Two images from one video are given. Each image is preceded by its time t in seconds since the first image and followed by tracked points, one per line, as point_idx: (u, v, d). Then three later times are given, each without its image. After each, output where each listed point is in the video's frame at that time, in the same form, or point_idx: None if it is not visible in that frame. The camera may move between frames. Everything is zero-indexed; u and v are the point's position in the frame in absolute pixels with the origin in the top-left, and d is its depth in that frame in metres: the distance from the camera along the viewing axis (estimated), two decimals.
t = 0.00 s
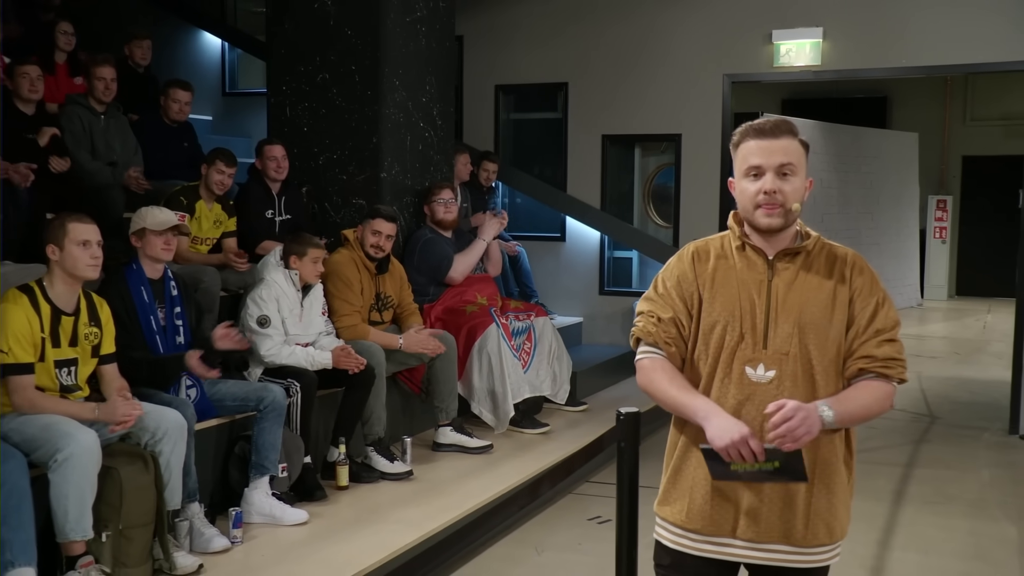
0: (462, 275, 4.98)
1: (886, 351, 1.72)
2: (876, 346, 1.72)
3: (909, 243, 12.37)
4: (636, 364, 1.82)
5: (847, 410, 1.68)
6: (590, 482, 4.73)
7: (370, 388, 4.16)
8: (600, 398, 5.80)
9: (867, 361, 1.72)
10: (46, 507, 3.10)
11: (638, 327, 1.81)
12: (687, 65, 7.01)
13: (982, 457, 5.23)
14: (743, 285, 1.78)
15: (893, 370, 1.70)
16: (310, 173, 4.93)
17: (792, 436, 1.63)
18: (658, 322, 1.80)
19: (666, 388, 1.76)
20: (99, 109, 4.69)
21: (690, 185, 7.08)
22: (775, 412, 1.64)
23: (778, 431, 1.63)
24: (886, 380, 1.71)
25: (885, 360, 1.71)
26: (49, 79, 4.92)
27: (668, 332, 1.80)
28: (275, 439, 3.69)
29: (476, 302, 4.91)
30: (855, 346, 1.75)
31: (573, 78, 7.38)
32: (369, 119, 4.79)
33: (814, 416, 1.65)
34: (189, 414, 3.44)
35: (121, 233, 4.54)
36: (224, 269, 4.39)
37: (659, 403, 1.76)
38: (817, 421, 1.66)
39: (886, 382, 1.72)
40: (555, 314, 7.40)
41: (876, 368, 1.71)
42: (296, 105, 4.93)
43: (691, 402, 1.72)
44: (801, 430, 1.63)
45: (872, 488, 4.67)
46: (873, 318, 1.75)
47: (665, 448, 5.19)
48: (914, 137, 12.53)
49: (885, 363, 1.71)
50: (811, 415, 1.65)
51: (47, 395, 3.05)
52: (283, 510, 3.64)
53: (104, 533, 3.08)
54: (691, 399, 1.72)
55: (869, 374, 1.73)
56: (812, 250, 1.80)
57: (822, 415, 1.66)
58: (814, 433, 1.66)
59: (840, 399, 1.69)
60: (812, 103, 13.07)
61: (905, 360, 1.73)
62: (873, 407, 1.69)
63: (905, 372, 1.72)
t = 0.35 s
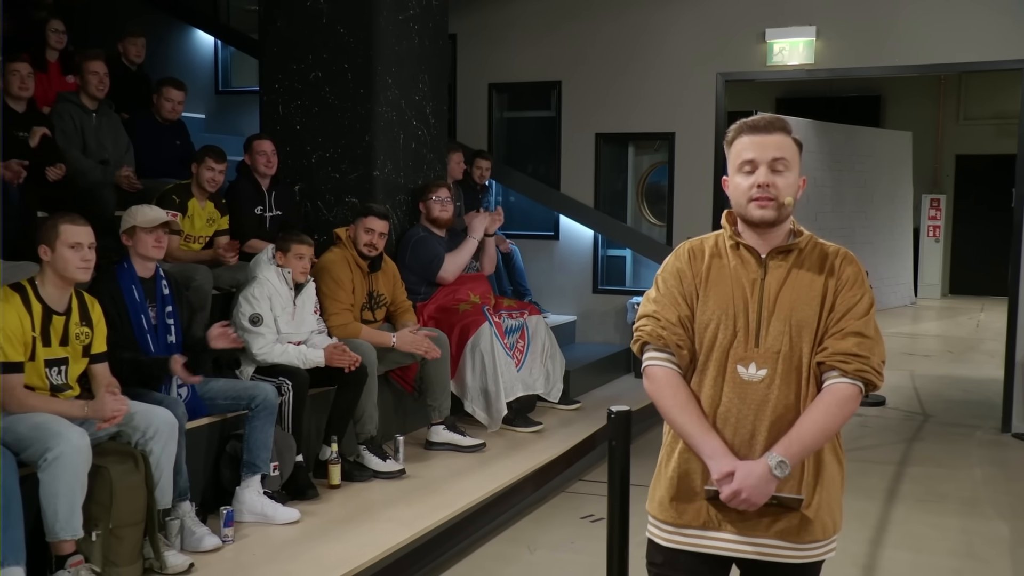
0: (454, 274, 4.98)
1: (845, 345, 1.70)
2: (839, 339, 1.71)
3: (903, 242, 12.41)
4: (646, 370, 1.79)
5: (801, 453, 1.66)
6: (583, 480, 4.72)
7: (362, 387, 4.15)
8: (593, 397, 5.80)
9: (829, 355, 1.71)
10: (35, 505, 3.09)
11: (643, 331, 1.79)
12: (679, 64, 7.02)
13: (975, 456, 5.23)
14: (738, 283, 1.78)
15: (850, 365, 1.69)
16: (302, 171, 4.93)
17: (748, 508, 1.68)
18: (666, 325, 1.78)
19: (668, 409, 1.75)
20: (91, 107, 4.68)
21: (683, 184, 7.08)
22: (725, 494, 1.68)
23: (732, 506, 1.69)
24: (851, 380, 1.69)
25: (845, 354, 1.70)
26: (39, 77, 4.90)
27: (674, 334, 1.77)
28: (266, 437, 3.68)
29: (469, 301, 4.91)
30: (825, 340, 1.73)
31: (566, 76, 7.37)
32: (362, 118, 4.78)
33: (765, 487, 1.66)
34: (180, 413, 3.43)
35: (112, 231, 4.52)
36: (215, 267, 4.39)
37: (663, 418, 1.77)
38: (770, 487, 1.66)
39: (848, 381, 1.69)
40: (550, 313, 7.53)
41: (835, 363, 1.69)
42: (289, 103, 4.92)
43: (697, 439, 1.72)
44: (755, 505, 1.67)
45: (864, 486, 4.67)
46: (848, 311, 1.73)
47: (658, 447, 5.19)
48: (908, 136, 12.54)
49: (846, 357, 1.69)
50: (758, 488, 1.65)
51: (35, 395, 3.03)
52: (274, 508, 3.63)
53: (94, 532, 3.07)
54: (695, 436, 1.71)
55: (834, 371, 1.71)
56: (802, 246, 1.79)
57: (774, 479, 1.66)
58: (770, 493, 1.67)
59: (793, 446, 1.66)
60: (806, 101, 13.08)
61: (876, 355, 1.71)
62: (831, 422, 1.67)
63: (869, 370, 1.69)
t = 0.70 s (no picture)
0: (452, 269, 4.98)
1: (851, 346, 1.69)
2: (844, 340, 1.70)
3: (900, 239, 12.41)
4: (642, 366, 1.80)
5: (800, 447, 1.65)
6: (579, 476, 4.72)
7: (357, 382, 4.14)
8: (589, 393, 5.79)
9: (832, 354, 1.70)
10: (28, 500, 3.07)
11: (637, 327, 1.79)
12: (677, 60, 7.00)
13: (971, 453, 5.23)
14: (733, 279, 1.77)
15: (855, 367, 1.67)
16: (299, 166, 4.91)
17: (742, 497, 1.68)
18: (657, 321, 1.78)
19: (663, 403, 1.75)
20: (85, 100, 4.66)
21: (681, 180, 7.06)
22: (719, 482, 1.68)
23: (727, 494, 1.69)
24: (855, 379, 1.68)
25: (851, 356, 1.68)
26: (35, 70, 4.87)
27: (667, 329, 1.77)
28: (262, 432, 3.67)
29: (466, 296, 4.92)
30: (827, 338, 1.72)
31: (564, 72, 7.35)
32: (359, 112, 4.77)
33: (761, 478, 1.65)
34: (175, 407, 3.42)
35: (108, 225, 4.51)
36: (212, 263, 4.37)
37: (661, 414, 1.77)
38: (765, 478, 1.65)
39: (853, 382, 1.68)
40: (546, 308, 7.52)
41: (840, 363, 1.68)
42: (285, 97, 4.90)
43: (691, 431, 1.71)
44: (749, 495, 1.66)
45: (861, 483, 4.67)
46: (851, 311, 1.72)
47: (654, 443, 5.19)
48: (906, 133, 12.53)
49: (850, 357, 1.68)
50: (755, 479, 1.65)
51: (30, 389, 3.01)
52: (269, 504, 3.63)
53: (88, 527, 3.05)
54: (689, 428, 1.71)
55: (838, 371, 1.70)
56: (801, 243, 1.78)
57: (770, 471, 1.65)
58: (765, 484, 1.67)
59: (791, 440, 1.65)
60: (804, 98, 13.07)
61: (880, 356, 1.69)
62: (833, 421, 1.66)
63: (874, 371, 1.68)
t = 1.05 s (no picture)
0: (440, 263, 4.94)
1: (847, 343, 1.69)
2: (841, 337, 1.70)
3: (889, 234, 12.45)
4: (632, 362, 1.79)
5: (796, 443, 1.66)
6: (568, 470, 4.72)
7: (346, 375, 4.13)
8: (579, 387, 5.79)
9: (827, 349, 1.70)
10: (15, 492, 3.06)
11: (627, 321, 1.78)
12: (668, 55, 6.99)
13: (959, 448, 5.25)
14: (723, 273, 1.77)
15: (852, 364, 1.68)
16: (289, 159, 4.89)
17: (738, 492, 1.67)
18: (647, 315, 1.77)
19: (655, 398, 1.74)
20: (74, 90, 4.63)
21: (671, 174, 7.06)
22: (716, 477, 1.66)
23: (723, 490, 1.68)
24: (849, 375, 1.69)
25: (847, 352, 1.69)
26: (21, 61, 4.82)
27: (657, 324, 1.77)
28: (250, 426, 3.66)
29: (456, 290, 4.89)
30: (821, 333, 1.73)
31: (555, 66, 7.33)
32: (349, 104, 4.75)
33: (758, 471, 1.65)
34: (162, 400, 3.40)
35: (95, 217, 4.48)
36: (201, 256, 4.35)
37: (652, 410, 1.76)
38: (762, 472, 1.66)
39: (847, 378, 1.69)
40: (536, 301, 7.52)
41: (835, 359, 1.69)
42: (275, 89, 4.88)
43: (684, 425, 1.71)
44: (746, 489, 1.66)
45: (849, 477, 4.68)
46: (845, 306, 1.73)
47: (643, 438, 5.20)
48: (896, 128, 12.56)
49: (846, 353, 1.69)
50: (752, 472, 1.64)
51: (15, 381, 2.99)
52: (257, 497, 3.61)
53: (74, 520, 3.03)
54: (683, 423, 1.71)
55: (833, 366, 1.70)
56: (791, 238, 1.78)
57: (768, 466, 1.65)
58: (761, 478, 1.66)
59: (789, 435, 1.65)
60: (795, 93, 13.10)
61: (873, 352, 1.71)
62: (828, 416, 1.67)
63: (868, 367, 1.69)
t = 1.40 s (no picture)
0: (437, 266, 4.94)
1: (845, 343, 1.69)
2: (838, 336, 1.70)
3: (885, 234, 12.47)
4: (629, 363, 1.78)
5: (795, 443, 1.65)
6: (564, 470, 4.71)
7: (342, 375, 4.12)
8: (576, 387, 5.79)
9: (825, 349, 1.70)
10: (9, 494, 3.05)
11: (623, 321, 1.78)
12: (664, 54, 6.99)
13: (955, 447, 5.25)
14: (720, 273, 1.76)
15: (850, 363, 1.68)
16: (285, 159, 4.88)
17: (738, 493, 1.66)
18: (643, 316, 1.77)
19: (652, 400, 1.74)
20: (69, 90, 4.60)
21: (668, 174, 7.06)
22: (715, 479, 1.66)
23: (722, 491, 1.68)
24: (847, 374, 1.69)
25: (844, 352, 1.69)
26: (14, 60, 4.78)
27: (653, 325, 1.76)
28: (246, 426, 3.65)
29: (452, 290, 4.89)
30: (819, 334, 1.72)
31: (551, 65, 7.33)
32: (345, 104, 4.75)
33: (758, 473, 1.65)
34: (159, 401, 3.39)
35: (90, 217, 4.47)
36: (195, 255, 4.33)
37: (649, 411, 1.76)
38: (762, 473, 1.65)
39: (845, 378, 1.69)
40: (532, 302, 7.51)
41: (833, 358, 1.69)
42: (271, 89, 4.86)
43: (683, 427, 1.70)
44: (745, 490, 1.65)
45: (846, 477, 4.68)
46: (842, 306, 1.73)
47: (640, 438, 5.20)
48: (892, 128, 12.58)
49: (843, 354, 1.69)
50: (752, 473, 1.64)
51: (10, 382, 2.98)
52: (254, 498, 3.61)
53: (70, 522, 3.03)
54: (681, 424, 1.70)
55: (831, 366, 1.70)
56: (787, 238, 1.78)
57: (768, 466, 1.65)
58: (761, 479, 1.66)
59: (788, 435, 1.65)
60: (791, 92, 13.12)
61: (871, 352, 1.71)
62: (825, 416, 1.67)
63: (865, 367, 1.69)
